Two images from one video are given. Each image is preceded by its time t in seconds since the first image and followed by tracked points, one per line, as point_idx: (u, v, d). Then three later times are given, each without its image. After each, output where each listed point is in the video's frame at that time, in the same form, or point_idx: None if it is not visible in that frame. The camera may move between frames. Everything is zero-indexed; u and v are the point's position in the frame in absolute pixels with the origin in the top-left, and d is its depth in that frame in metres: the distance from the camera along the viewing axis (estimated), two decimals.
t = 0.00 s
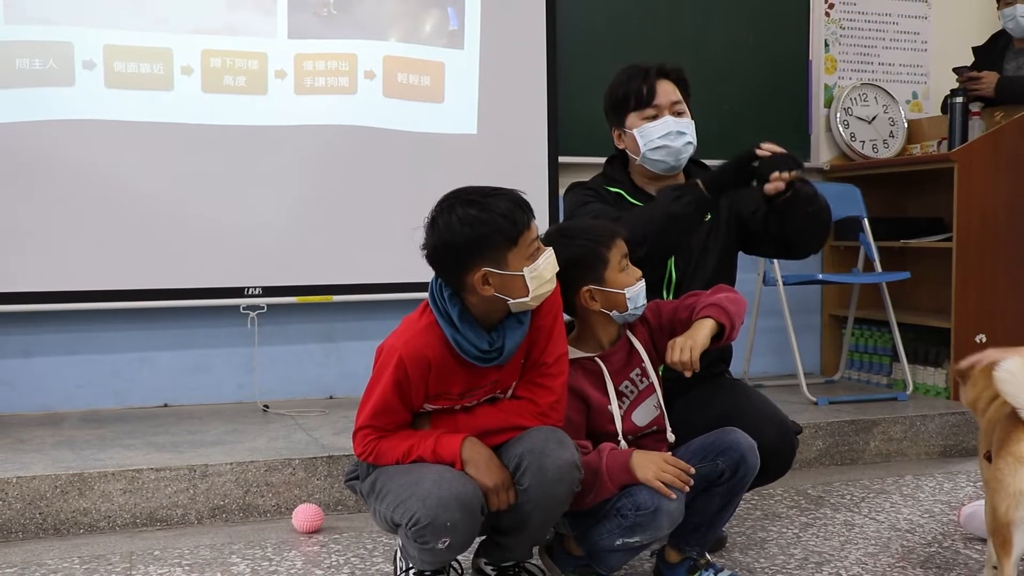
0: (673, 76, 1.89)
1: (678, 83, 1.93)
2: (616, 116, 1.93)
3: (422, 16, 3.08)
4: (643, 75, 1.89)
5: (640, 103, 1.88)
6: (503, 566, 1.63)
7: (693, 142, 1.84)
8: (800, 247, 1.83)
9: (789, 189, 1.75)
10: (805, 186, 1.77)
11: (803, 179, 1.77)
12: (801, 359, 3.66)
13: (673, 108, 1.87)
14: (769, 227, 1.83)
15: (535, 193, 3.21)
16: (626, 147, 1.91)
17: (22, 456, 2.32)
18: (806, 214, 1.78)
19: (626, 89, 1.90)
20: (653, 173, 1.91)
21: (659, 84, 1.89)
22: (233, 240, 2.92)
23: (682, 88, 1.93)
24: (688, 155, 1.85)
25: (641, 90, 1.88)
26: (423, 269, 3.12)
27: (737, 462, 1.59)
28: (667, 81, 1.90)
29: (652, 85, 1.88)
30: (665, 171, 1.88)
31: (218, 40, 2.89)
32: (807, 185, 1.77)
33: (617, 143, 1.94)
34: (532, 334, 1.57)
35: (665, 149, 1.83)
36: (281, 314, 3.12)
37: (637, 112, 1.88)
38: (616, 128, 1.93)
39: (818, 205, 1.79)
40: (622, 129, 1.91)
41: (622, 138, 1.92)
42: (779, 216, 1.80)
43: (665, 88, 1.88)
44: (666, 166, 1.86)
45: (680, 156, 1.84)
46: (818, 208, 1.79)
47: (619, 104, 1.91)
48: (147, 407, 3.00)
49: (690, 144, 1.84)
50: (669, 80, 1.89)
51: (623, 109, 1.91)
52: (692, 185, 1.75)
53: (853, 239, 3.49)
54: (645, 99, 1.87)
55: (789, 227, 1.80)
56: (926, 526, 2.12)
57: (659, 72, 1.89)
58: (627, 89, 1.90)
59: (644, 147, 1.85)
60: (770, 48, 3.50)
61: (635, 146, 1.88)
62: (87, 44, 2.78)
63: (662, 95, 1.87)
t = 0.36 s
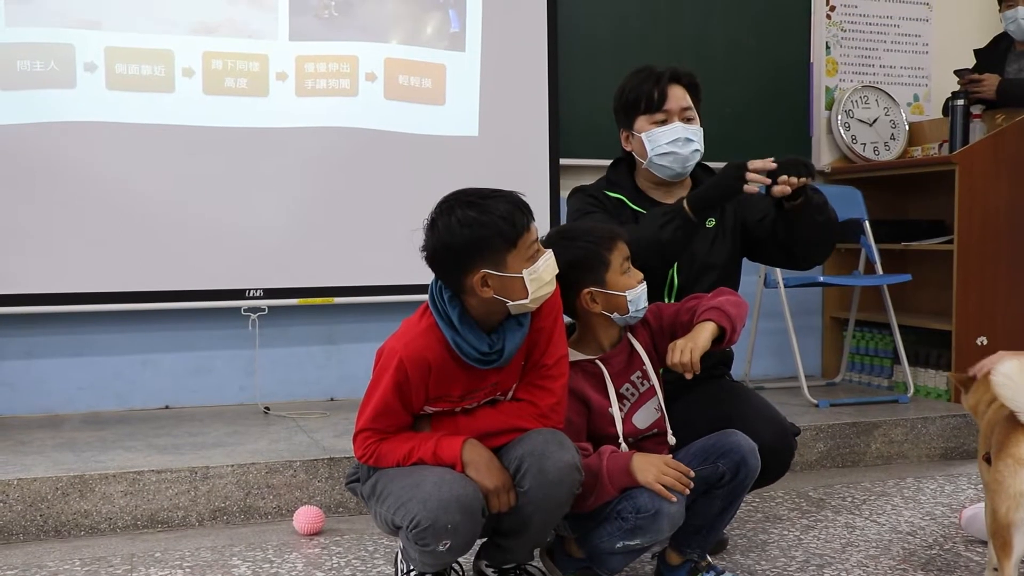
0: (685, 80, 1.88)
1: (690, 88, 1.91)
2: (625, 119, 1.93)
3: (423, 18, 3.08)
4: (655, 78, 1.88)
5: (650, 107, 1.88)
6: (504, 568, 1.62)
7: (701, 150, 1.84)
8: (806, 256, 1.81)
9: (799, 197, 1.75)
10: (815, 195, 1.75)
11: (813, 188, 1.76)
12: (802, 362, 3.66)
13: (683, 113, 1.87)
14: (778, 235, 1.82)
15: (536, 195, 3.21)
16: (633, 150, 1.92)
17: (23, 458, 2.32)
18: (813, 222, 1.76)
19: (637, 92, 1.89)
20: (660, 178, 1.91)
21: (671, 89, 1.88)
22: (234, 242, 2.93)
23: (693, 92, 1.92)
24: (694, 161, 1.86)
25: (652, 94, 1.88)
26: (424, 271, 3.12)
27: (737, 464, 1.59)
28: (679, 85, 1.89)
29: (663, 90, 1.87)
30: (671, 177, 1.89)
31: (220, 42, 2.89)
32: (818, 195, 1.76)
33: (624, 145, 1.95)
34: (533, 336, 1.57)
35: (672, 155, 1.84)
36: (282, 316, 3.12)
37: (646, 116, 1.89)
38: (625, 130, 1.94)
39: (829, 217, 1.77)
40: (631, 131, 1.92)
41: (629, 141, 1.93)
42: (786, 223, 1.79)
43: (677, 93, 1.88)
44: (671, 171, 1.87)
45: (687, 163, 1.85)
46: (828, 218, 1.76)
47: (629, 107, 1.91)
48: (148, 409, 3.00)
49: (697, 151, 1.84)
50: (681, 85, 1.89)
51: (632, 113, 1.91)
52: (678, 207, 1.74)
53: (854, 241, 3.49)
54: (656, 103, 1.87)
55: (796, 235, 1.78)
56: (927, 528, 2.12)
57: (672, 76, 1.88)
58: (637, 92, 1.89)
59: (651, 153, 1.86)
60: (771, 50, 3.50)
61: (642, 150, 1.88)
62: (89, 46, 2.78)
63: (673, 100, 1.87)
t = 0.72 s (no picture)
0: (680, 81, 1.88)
1: (689, 89, 1.91)
2: (624, 119, 1.95)
3: (424, 20, 3.08)
4: (648, 79, 1.89)
5: (641, 109, 1.90)
6: (504, 569, 1.63)
7: (689, 152, 1.83)
8: (805, 258, 1.82)
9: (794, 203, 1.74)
10: (811, 200, 1.77)
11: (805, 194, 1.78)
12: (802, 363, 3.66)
13: (673, 115, 1.87)
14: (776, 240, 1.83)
15: (536, 196, 3.21)
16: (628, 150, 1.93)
17: (23, 459, 2.32)
18: (814, 225, 1.78)
19: (630, 93, 1.91)
20: (653, 180, 1.91)
21: (663, 90, 1.88)
22: (234, 243, 2.93)
23: (691, 93, 1.91)
24: (683, 165, 1.85)
25: (643, 96, 1.89)
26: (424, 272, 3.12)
27: (736, 465, 1.59)
28: (675, 86, 1.89)
29: (654, 91, 1.88)
30: (662, 180, 1.89)
31: (221, 44, 2.89)
32: (812, 199, 1.78)
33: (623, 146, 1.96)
34: (532, 337, 1.57)
35: (658, 157, 1.84)
36: (282, 317, 3.12)
37: (638, 117, 1.90)
38: (623, 131, 1.95)
39: (824, 218, 1.78)
40: (626, 132, 1.94)
41: (626, 141, 1.94)
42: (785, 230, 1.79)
43: (670, 94, 1.88)
44: (660, 174, 1.86)
45: (674, 166, 1.84)
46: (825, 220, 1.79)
47: (625, 108, 1.93)
48: (149, 410, 3.00)
49: (685, 154, 1.83)
50: (676, 86, 1.88)
51: (628, 114, 1.93)
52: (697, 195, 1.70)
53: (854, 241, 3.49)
54: (646, 106, 1.89)
55: (797, 240, 1.79)
56: (927, 529, 2.12)
57: (664, 78, 1.88)
58: (631, 93, 1.91)
59: (640, 153, 1.86)
60: (771, 51, 3.50)
61: (634, 150, 1.90)
62: (90, 47, 2.78)
63: (663, 102, 1.88)
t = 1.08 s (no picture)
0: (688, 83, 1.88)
1: (696, 91, 1.91)
2: (629, 118, 1.95)
3: (426, 19, 3.08)
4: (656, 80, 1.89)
5: (648, 109, 1.89)
6: (504, 569, 1.63)
7: (694, 154, 1.83)
8: (800, 255, 1.81)
9: (806, 189, 1.75)
10: (822, 203, 1.77)
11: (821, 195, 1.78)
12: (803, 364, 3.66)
13: (681, 116, 1.87)
14: (775, 231, 1.83)
15: (538, 196, 3.21)
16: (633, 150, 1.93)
17: (24, 458, 2.32)
18: (813, 229, 1.78)
19: (637, 93, 1.91)
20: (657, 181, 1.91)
21: (670, 92, 1.88)
22: (236, 243, 2.93)
23: (698, 95, 1.91)
24: (688, 167, 1.85)
25: (651, 97, 1.88)
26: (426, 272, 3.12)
27: (737, 466, 1.59)
28: (682, 88, 1.89)
29: (662, 92, 1.88)
30: (666, 181, 1.88)
31: (222, 43, 2.89)
32: (825, 203, 1.77)
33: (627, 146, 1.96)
34: (532, 338, 1.57)
35: (664, 157, 1.83)
36: (284, 316, 3.12)
37: (644, 117, 1.90)
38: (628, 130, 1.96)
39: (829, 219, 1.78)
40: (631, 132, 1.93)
41: (630, 141, 1.94)
42: (786, 221, 1.80)
43: (678, 96, 1.88)
44: (665, 175, 1.86)
45: (680, 167, 1.83)
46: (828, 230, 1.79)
47: (631, 108, 1.93)
48: (150, 409, 3.01)
49: (691, 156, 1.83)
50: (683, 88, 1.88)
51: (634, 113, 1.93)
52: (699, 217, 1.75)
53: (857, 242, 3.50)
54: (653, 106, 1.88)
55: (794, 237, 1.80)
56: (929, 531, 2.12)
57: (672, 79, 1.87)
58: (638, 93, 1.91)
59: (645, 154, 1.86)
60: (773, 52, 3.50)
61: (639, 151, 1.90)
62: (91, 46, 2.78)
63: (671, 103, 1.87)
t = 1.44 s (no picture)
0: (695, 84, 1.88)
1: (703, 92, 1.91)
2: (634, 117, 1.94)
3: (426, 20, 3.08)
4: (664, 79, 1.89)
5: (654, 109, 1.89)
6: (506, 569, 1.63)
7: (700, 155, 1.84)
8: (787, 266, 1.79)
9: (796, 207, 1.71)
10: (809, 226, 1.72)
11: (813, 217, 1.73)
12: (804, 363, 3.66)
13: (688, 117, 1.87)
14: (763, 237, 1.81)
15: (538, 196, 3.21)
16: (637, 149, 1.93)
17: (25, 460, 2.32)
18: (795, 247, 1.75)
19: (644, 92, 1.91)
20: (660, 181, 1.91)
21: (677, 93, 1.88)
22: (236, 244, 2.93)
23: (704, 96, 1.91)
24: (693, 168, 1.85)
25: (657, 96, 1.88)
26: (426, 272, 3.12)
27: (738, 467, 1.59)
28: (689, 88, 1.89)
29: (669, 92, 1.88)
30: (671, 182, 1.89)
31: (222, 44, 2.89)
32: (812, 226, 1.73)
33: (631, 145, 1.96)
34: (533, 338, 1.57)
35: (669, 158, 1.84)
36: (285, 317, 3.12)
37: (651, 117, 1.90)
38: (631, 129, 1.95)
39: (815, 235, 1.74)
40: (636, 131, 1.93)
41: (635, 140, 1.94)
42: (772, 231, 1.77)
43: (685, 97, 1.88)
44: (669, 175, 1.87)
45: (684, 169, 1.84)
46: (810, 252, 1.75)
47: (637, 106, 1.93)
48: (152, 411, 3.01)
49: (697, 157, 1.84)
50: (690, 89, 1.88)
51: (639, 112, 1.92)
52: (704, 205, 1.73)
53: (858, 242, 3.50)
54: (660, 106, 1.88)
55: (777, 250, 1.77)
56: (930, 529, 2.12)
57: (681, 79, 1.88)
58: (645, 93, 1.90)
59: (650, 154, 1.87)
60: (773, 51, 3.50)
61: (643, 150, 1.90)
62: (91, 47, 2.78)
63: (678, 104, 1.87)
